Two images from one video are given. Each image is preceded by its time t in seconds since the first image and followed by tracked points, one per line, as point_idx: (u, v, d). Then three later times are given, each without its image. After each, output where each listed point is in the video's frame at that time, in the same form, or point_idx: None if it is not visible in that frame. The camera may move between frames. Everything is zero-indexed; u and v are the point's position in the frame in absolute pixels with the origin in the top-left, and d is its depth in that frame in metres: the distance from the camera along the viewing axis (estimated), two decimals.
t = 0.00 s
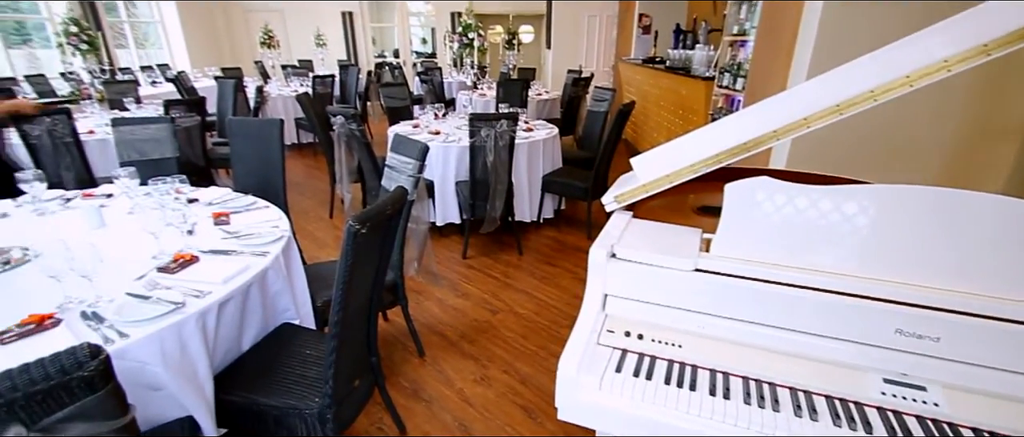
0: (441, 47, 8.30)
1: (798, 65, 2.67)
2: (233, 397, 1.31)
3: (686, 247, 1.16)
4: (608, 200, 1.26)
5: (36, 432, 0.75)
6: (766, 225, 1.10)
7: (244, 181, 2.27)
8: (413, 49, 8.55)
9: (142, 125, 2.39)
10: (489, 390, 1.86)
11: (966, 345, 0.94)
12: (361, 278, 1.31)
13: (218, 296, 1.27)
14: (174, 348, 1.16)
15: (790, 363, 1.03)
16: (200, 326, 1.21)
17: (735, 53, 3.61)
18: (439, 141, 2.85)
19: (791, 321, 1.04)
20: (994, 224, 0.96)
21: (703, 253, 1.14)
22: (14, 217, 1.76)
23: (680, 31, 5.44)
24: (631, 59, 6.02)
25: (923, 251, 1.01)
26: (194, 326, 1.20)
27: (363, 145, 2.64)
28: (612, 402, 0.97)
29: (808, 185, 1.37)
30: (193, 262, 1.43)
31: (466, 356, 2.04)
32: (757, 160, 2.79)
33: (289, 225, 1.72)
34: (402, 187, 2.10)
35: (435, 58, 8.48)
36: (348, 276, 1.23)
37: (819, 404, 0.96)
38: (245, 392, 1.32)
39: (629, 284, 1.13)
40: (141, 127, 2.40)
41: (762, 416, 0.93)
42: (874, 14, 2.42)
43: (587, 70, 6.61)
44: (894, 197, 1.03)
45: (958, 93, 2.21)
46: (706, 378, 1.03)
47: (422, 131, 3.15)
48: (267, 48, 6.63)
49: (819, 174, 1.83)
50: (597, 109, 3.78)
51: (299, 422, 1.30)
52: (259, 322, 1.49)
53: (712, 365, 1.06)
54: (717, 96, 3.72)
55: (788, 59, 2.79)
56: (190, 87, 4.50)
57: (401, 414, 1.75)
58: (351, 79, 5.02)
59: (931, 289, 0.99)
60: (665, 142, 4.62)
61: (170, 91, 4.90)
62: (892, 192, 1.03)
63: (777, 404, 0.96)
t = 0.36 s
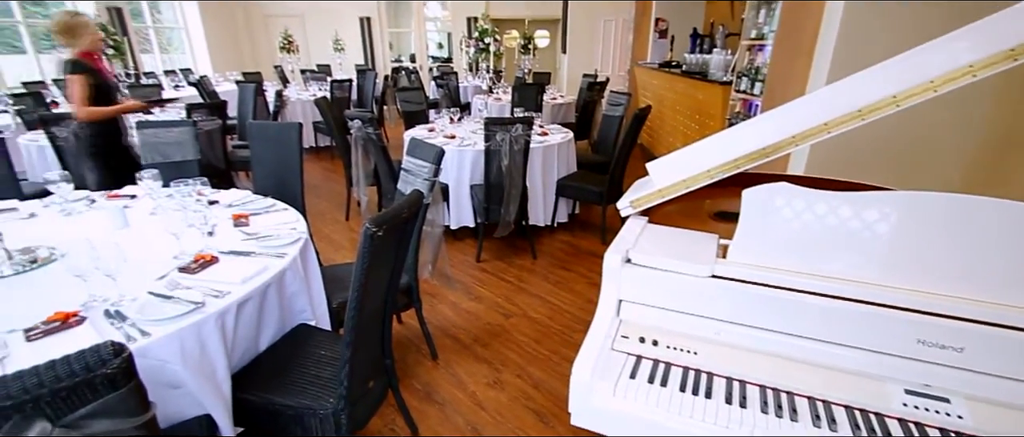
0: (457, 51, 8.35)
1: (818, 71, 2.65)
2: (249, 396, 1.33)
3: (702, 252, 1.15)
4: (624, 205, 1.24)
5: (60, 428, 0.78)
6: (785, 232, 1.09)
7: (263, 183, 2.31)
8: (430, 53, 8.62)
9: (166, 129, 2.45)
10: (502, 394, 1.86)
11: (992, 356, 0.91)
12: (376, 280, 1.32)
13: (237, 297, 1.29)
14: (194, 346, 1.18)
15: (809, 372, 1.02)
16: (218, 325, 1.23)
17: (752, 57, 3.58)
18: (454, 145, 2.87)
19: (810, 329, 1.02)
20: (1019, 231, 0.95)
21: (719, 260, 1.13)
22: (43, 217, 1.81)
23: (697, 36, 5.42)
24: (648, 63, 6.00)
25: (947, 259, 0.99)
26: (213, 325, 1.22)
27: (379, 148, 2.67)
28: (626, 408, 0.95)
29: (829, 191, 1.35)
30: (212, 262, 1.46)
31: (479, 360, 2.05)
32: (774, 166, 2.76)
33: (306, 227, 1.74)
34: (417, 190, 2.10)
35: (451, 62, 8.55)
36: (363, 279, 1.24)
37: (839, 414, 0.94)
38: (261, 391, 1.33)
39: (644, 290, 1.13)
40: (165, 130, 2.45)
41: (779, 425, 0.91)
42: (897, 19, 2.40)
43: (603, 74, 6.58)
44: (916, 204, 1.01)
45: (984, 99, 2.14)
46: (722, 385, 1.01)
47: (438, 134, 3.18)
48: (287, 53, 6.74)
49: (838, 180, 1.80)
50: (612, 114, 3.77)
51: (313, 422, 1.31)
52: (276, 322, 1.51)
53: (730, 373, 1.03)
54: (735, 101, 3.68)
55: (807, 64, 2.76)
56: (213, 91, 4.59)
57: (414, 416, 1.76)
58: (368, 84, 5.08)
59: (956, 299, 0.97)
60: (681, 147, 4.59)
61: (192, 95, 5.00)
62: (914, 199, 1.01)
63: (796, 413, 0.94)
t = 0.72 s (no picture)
0: (473, 56, 8.38)
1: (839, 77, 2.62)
2: (266, 396, 1.35)
3: (719, 260, 1.14)
4: (640, 210, 1.24)
5: (84, 424, 0.79)
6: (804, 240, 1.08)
7: (282, 186, 2.35)
8: (445, 59, 8.69)
9: (188, 133, 2.51)
10: (515, 399, 1.86)
11: (1019, 369, 0.89)
12: (391, 283, 1.33)
13: (254, 299, 1.31)
14: (213, 346, 1.20)
15: (827, 382, 1.00)
16: (237, 326, 1.25)
17: (771, 62, 3.55)
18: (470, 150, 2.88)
19: (831, 339, 1.01)
20: None
21: (737, 267, 1.12)
22: (69, 218, 1.86)
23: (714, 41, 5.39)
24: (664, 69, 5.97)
25: (976, 269, 0.97)
26: (231, 326, 1.24)
27: (395, 153, 2.70)
28: (640, 415, 0.94)
29: (850, 199, 1.33)
30: (230, 264, 1.48)
31: (492, 364, 2.05)
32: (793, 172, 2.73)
33: (324, 229, 1.76)
34: (432, 194, 2.10)
35: (466, 68, 8.61)
36: (379, 281, 1.25)
37: (860, 426, 0.92)
38: (277, 391, 1.35)
39: (661, 297, 1.12)
40: (187, 134, 2.51)
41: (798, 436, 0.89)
42: (916, 28, 2.42)
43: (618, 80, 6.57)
44: (939, 212, 0.99)
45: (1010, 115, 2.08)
46: (739, 395, 1.00)
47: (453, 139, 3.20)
48: (306, 59, 6.86)
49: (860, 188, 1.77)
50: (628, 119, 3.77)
51: (328, 424, 1.32)
52: (293, 324, 1.53)
53: (747, 383, 1.02)
54: (753, 106, 3.65)
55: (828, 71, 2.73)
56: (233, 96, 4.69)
57: (427, 420, 1.76)
58: (385, 89, 5.14)
59: (985, 310, 0.95)
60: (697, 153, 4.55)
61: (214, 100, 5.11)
62: (937, 208, 0.99)
63: (815, 424, 0.92)
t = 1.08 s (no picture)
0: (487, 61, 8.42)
1: (856, 82, 2.63)
2: (281, 396, 1.36)
3: (735, 266, 1.13)
4: (654, 215, 1.23)
5: (105, 421, 0.80)
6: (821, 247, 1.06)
7: (299, 189, 2.38)
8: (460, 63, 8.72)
9: (207, 136, 2.55)
10: (526, 404, 1.85)
11: None
12: (405, 286, 1.34)
13: (268, 300, 1.32)
14: (230, 346, 1.22)
15: (845, 391, 0.98)
16: (252, 326, 1.27)
17: (788, 67, 3.51)
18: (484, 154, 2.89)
19: (849, 348, 0.99)
20: None
21: (753, 274, 1.11)
22: (93, 219, 1.91)
23: (731, 45, 5.35)
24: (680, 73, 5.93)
25: (1002, 279, 0.94)
26: (246, 326, 1.25)
27: (410, 156, 2.72)
28: (654, 423, 0.93)
29: (870, 205, 1.31)
30: (247, 264, 1.50)
31: (504, 368, 2.04)
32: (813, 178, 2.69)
33: (339, 232, 1.78)
34: (446, 197, 2.11)
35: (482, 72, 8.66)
36: (393, 284, 1.26)
37: None
38: (292, 392, 1.37)
39: (675, 303, 1.11)
40: (206, 137, 2.56)
41: None
42: (937, 32, 2.38)
43: (633, 84, 6.54)
44: (961, 219, 0.97)
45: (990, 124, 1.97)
46: (755, 403, 0.98)
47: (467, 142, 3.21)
48: (323, 63, 6.94)
49: (879, 194, 1.75)
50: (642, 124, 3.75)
51: (341, 425, 1.33)
52: (308, 325, 1.55)
53: (763, 391, 1.01)
54: (770, 111, 3.61)
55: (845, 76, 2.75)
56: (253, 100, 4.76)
57: (439, 423, 1.77)
58: (400, 93, 5.18)
59: (1011, 320, 0.92)
60: (713, 158, 4.51)
61: (233, 103, 5.21)
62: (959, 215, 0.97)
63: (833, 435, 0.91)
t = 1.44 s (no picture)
0: (501, 65, 8.45)
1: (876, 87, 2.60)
2: (295, 397, 1.37)
3: (751, 272, 1.12)
4: (669, 220, 1.21)
5: (124, 418, 0.82)
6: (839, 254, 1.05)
7: (314, 192, 2.40)
8: (474, 68, 8.76)
9: (225, 139, 2.60)
10: (537, 408, 1.84)
11: None
12: (419, 288, 1.34)
13: (283, 301, 1.34)
14: (246, 347, 1.23)
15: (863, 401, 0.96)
16: (267, 327, 1.28)
17: (806, 71, 3.47)
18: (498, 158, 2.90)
19: (868, 357, 0.97)
20: None
21: (769, 281, 1.09)
22: (115, 220, 1.95)
23: (747, 50, 5.30)
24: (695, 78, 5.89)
25: None
26: (262, 326, 1.26)
27: (424, 160, 2.74)
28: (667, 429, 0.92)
29: (891, 212, 1.28)
30: (262, 265, 1.52)
31: (516, 372, 2.04)
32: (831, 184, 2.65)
33: (353, 234, 1.80)
34: (460, 201, 2.12)
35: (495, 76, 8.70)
36: (407, 287, 1.26)
37: None
38: (305, 393, 1.38)
39: (690, 309, 1.10)
40: (225, 141, 2.60)
41: None
42: (960, 35, 2.34)
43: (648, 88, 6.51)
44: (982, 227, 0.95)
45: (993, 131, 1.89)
46: (770, 411, 0.97)
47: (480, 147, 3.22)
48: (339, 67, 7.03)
49: (899, 200, 1.72)
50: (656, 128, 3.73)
51: (354, 426, 1.34)
52: (322, 327, 1.56)
53: (778, 399, 1.00)
54: (786, 116, 3.57)
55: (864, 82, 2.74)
56: (270, 104, 4.83)
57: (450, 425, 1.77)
58: (415, 97, 5.22)
59: None
60: (728, 163, 4.47)
61: (251, 107, 5.29)
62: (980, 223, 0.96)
63: None
